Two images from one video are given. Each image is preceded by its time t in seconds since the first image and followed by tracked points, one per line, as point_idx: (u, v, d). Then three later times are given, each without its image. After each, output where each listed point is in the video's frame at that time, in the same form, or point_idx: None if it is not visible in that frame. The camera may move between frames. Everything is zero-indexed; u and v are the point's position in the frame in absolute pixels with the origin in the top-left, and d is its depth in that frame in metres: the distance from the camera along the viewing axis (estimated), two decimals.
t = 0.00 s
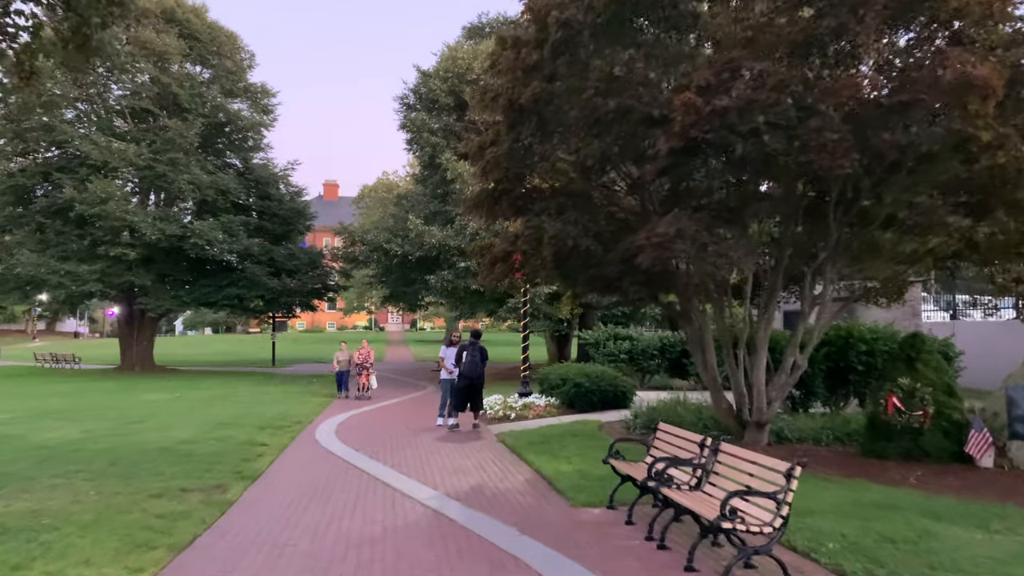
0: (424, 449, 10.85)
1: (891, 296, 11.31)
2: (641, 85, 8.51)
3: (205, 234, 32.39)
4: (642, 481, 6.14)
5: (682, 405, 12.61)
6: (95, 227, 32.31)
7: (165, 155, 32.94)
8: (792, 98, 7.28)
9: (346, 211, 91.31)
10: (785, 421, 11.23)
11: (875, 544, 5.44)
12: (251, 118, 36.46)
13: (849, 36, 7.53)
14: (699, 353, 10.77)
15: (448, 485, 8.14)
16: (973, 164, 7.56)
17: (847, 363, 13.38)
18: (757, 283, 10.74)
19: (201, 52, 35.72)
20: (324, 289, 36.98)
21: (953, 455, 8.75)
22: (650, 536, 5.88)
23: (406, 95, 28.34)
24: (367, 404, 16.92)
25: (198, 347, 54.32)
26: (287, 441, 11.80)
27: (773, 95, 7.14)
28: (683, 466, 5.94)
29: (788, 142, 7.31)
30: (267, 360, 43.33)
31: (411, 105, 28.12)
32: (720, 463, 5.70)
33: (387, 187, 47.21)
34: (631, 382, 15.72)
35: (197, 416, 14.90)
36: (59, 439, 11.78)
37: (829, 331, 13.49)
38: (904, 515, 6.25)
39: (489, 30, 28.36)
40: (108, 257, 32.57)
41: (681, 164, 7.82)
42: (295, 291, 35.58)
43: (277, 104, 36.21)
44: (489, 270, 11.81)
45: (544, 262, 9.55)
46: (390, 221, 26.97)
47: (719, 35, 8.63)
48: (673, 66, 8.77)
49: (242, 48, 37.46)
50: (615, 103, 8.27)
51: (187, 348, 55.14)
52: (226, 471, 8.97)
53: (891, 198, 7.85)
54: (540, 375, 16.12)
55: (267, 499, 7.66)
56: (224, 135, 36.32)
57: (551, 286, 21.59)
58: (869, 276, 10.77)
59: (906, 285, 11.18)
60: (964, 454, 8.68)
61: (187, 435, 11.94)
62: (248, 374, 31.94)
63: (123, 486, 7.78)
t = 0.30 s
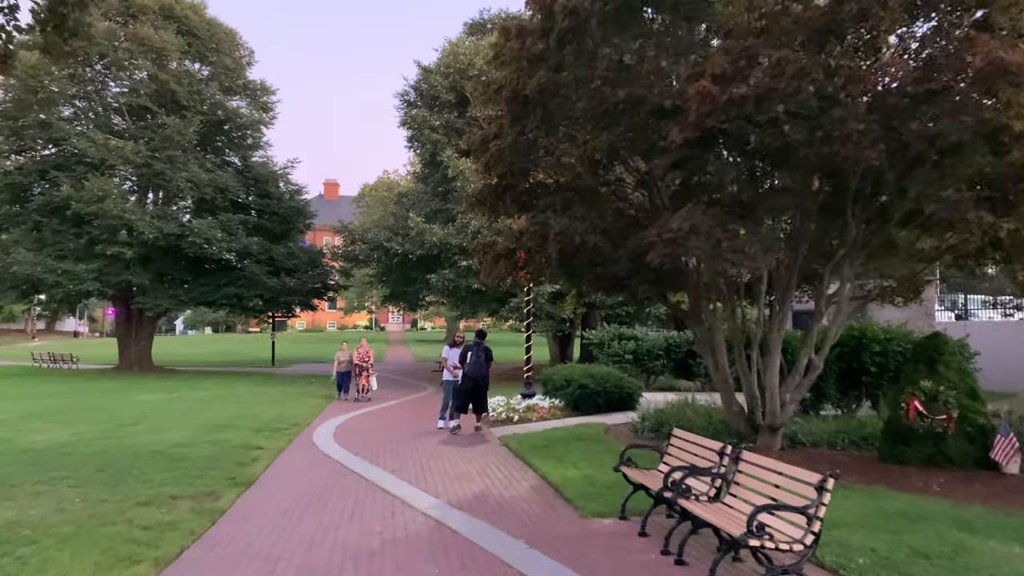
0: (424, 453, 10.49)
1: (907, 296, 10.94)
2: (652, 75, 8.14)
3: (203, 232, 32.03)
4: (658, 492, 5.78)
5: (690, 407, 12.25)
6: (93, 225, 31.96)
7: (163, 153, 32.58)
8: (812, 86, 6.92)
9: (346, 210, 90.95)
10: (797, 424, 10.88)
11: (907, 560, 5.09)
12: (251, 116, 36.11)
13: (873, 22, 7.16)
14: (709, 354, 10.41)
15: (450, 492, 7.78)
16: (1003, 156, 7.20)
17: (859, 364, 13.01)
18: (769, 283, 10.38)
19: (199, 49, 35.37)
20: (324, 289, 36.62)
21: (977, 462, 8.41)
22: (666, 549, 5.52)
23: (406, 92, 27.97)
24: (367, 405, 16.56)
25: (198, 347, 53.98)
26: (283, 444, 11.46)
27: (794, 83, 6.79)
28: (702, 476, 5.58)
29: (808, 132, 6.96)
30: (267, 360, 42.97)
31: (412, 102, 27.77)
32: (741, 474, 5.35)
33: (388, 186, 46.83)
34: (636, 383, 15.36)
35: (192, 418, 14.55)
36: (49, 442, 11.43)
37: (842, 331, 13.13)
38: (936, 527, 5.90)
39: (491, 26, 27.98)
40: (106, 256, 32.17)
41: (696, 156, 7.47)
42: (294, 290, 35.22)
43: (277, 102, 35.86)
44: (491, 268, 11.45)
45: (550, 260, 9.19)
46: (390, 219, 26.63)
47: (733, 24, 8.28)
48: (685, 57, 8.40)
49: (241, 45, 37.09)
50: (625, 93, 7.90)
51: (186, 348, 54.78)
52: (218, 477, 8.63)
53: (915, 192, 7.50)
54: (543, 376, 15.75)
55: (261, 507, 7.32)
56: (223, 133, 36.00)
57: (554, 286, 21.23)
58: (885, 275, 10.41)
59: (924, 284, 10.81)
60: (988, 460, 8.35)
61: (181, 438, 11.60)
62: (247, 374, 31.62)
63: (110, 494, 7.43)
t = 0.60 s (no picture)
0: (423, 452, 10.13)
1: (921, 292, 10.55)
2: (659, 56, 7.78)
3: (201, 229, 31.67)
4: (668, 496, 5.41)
5: (697, 406, 11.89)
6: (89, 222, 31.60)
7: (159, 148, 32.20)
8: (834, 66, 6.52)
9: (347, 208, 90.58)
10: (808, 423, 10.52)
11: (939, 569, 4.73)
12: (249, 112, 35.74)
13: None
14: (718, 351, 10.02)
15: (448, 494, 7.41)
16: None
17: (870, 361, 12.64)
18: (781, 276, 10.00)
19: (197, 44, 34.99)
20: (323, 286, 36.24)
21: (999, 462, 8.05)
22: (678, 557, 5.15)
23: (406, 86, 27.58)
24: (364, 404, 16.19)
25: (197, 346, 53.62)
26: (277, 444, 11.09)
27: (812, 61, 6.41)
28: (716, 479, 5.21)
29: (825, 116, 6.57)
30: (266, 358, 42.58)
31: (411, 97, 27.38)
32: (759, 476, 4.98)
33: (388, 183, 46.46)
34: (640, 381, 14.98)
35: (185, 418, 14.17)
36: (34, 442, 11.07)
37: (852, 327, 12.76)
38: (966, 534, 5.53)
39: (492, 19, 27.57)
40: (102, 253, 31.78)
41: (707, 142, 7.10)
42: (293, 288, 34.86)
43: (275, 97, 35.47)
44: (492, 263, 11.10)
45: (553, 252, 8.83)
46: (389, 215, 26.28)
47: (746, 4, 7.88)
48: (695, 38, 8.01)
49: (239, 40, 36.70)
50: (632, 76, 7.55)
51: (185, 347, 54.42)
52: (206, 478, 8.28)
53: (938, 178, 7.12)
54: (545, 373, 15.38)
55: (249, 511, 6.95)
56: (221, 129, 35.65)
57: (556, 282, 20.86)
58: (900, 269, 10.03)
59: (940, 279, 10.42)
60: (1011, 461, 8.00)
61: (171, 437, 11.24)
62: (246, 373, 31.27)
63: (89, 497, 7.07)
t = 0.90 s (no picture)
0: (422, 459, 9.75)
1: (938, 294, 10.12)
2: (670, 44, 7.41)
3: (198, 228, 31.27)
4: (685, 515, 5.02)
5: (704, 410, 11.51)
6: (85, 221, 31.21)
7: (156, 146, 31.78)
8: (858, 53, 6.16)
9: (347, 207, 90.18)
10: (822, 428, 10.13)
11: None
12: (248, 109, 35.33)
13: None
14: (729, 355, 9.61)
15: (448, 507, 7.00)
16: None
17: (885, 364, 12.23)
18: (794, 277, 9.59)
19: (195, 41, 34.59)
20: (323, 286, 35.85)
21: None
22: None
23: (406, 83, 27.17)
24: (363, 406, 15.81)
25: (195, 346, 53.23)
26: (271, 449, 10.70)
27: (834, 47, 6.03)
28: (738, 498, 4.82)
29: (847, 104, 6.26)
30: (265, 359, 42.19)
31: (411, 94, 26.97)
32: (787, 497, 4.60)
33: (389, 182, 46.08)
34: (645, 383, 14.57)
35: (178, 421, 13.79)
36: (18, 447, 10.68)
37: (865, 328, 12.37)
38: (1006, 554, 5.14)
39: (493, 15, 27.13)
40: (98, 253, 31.39)
41: (721, 133, 6.68)
42: (292, 287, 34.48)
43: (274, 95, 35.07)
44: (493, 262, 10.73)
45: (558, 250, 8.45)
46: (388, 213, 25.89)
47: None
48: (708, 25, 7.55)
49: (238, 37, 36.28)
50: (643, 64, 7.19)
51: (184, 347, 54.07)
52: (194, 487, 7.89)
53: (967, 172, 6.75)
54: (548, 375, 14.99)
55: (237, 525, 6.56)
56: (219, 127, 35.27)
57: (558, 282, 20.47)
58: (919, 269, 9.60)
59: (960, 279, 10.00)
60: None
61: (161, 443, 10.85)
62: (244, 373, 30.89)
63: (67, 510, 6.68)
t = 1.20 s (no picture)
0: (425, 461, 9.40)
1: (959, 290, 9.75)
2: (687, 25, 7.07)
3: (198, 226, 30.94)
4: (712, 522, 4.68)
5: (715, 410, 11.15)
6: (84, 219, 30.88)
7: (156, 144, 31.45)
8: (891, 32, 5.80)
9: (349, 206, 89.85)
10: (840, 430, 9.76)
11: None
12: (248, 107, 35.00)
13: None
14: (744, 353, 9.25)
15: (454, 512, 6.65)
16: None
17: (903, 363, 11.86)
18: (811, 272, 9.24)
19: (196, 38, 34.27)
20: (324, 285, 35.52)
21: None
22: None
23: (409, 79, 26.81)
24: (363, 406, 15.44)
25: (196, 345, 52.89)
26: (269, 450, 10.36)
27: (865, 25, 5.62)
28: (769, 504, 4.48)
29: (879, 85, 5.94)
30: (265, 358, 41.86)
31: (414, 90, 26.62)
32: (823, 504, 4.27)
33: (391, 181, 45.73)
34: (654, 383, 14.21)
35: (174, 421, 13.44)
36: (8, 448, 10.34)
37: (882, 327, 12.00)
38: None
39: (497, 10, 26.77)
40: (97, 251, 31.04)
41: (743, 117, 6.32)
42: (292, 286, 34.14)
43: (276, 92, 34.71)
44: (498, 258, 10.40)
45: (567, 244, 8.11)
46: (390, 211, 25.52)
47: None
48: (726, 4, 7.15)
49: (239, 33, 35.94)
50: (659, 46, 6.89)
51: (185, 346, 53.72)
52: (187, 491, 7.54)
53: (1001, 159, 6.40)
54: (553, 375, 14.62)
55: (231, 531, 6.21)
56: (220, 125, 34.95)
57: (563, 280, 20.10)
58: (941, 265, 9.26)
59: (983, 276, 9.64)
60: None
61: (156, 443, 10.51)
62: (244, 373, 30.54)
63: (52, 515, 6.33)
